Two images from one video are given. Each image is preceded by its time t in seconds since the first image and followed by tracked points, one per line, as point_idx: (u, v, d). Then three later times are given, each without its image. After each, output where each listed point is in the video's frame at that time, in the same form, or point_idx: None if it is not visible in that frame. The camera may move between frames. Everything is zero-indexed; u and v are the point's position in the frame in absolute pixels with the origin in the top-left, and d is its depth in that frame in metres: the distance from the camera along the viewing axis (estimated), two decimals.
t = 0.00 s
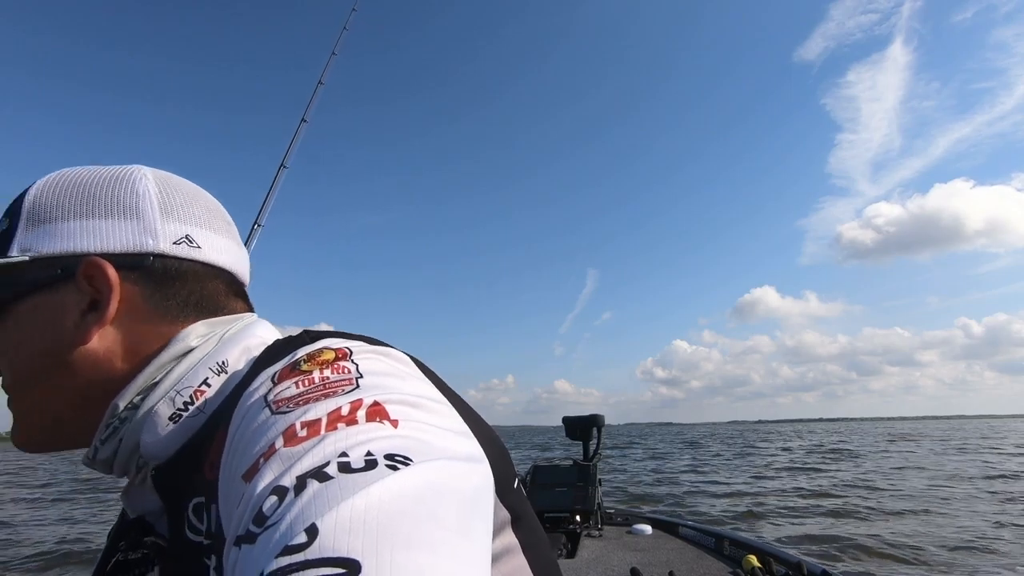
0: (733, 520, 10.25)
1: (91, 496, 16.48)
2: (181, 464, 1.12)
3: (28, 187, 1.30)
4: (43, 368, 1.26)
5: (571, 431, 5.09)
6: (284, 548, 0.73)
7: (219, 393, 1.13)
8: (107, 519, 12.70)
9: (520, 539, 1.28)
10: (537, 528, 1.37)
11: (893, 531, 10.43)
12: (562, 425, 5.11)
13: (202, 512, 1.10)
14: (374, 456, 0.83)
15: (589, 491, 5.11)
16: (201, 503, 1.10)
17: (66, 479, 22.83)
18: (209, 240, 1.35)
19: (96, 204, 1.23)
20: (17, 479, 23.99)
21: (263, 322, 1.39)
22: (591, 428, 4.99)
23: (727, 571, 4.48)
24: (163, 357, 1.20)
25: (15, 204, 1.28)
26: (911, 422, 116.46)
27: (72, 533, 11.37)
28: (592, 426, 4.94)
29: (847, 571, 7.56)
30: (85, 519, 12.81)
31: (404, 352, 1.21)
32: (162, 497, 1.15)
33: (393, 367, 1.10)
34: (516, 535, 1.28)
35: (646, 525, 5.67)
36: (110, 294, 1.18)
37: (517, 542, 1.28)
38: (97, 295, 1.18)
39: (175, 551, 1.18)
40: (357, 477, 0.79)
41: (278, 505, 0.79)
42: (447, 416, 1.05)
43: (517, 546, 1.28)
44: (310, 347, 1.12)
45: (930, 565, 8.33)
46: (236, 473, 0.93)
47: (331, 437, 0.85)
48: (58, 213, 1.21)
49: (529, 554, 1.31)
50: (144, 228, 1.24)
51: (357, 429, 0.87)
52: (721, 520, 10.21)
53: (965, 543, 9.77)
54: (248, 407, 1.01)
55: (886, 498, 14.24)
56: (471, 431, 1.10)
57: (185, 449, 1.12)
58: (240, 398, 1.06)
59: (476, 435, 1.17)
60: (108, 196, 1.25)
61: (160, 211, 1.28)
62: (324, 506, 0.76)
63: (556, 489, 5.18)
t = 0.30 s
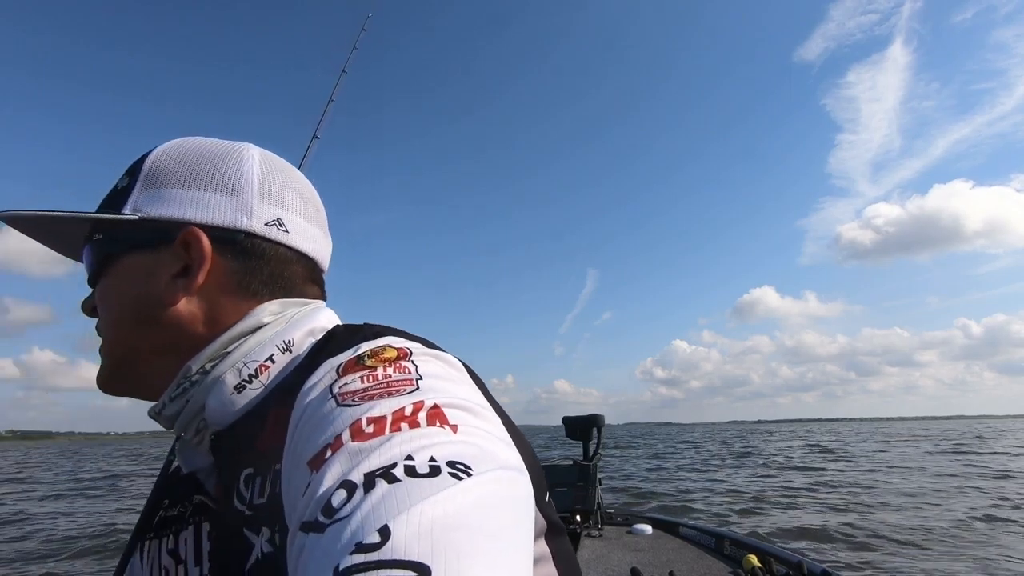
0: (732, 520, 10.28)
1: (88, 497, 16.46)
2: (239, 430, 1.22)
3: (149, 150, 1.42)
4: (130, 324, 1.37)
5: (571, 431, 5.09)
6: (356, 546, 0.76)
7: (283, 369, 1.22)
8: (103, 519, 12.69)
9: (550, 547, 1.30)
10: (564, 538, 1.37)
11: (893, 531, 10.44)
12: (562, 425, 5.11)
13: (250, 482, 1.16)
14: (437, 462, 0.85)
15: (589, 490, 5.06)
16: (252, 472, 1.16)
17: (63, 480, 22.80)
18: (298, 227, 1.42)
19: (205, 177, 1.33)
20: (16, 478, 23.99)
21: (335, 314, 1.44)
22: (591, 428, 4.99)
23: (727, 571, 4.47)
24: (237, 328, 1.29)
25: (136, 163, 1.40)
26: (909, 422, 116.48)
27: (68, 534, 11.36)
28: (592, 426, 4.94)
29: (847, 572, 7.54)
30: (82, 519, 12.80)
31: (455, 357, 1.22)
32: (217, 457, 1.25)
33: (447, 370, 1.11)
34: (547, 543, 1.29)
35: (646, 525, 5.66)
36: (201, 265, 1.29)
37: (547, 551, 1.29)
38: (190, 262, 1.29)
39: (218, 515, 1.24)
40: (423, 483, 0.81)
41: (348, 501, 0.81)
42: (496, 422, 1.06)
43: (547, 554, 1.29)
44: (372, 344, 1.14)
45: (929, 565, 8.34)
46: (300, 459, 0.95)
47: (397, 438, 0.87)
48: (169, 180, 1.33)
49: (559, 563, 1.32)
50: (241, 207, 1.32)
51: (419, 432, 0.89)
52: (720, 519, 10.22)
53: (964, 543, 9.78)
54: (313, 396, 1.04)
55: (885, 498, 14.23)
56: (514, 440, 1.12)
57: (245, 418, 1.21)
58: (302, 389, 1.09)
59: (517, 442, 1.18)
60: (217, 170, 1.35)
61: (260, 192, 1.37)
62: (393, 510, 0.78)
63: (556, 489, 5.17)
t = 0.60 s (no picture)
0: (732, 520, 10.25)
1: (84, 497, 16.34)
2: (250, 420, 1.21)
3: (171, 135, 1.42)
4: (145, 308, 1.36)
5: (571, 431, 5.08)
6: (393, 545, 0.75)
7: (296, 360, 1.23)
8: (100, 520, 12.60)
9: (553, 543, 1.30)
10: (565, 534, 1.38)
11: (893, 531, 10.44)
12: (562, 424, 5.11)
13: (257, 470, 1.16)
14: (464, 458, 0.86)
15: (589, 490, 5.07)
16: (259, 462, 1.16)
17: (60, 480, 22.64)
18: (317, 221, 1.44)
19: (228, 165, 1.34)
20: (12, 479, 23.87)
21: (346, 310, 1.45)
22: (591, 428, 4.99)
23: (727, 571, 4.47)
24: (252, 317, 1.28)
25: (157, 148, 1.41)
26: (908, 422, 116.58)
27: (65, 535, 11.29)
28: (592, 426, 4.94)
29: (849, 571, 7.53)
30: (79, 520, 12.71)
31: (466, 350, 1.23)
32: (222, 447, 1.25)
33: (461, 362, 1.12)
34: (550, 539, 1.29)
35: (646, 525, 5.66)
36: (223, 253, 1.29)
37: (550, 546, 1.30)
38: (212, 250, 1.29)
39: (218, 505, 1.23)
40: (454, 479, 0.81)
41: (378, 495, 0.81)
42: (507, 415, 1.08)
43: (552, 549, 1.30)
44: (387, 334, 1.15)
45: (930, 564, 8.33)
46: (321, 448, 0.94)
47: (423, 432, 0.88)
48: (194, 168, 1.33)
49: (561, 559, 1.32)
50: (264, 199, 1.34)
51: (444, 425, 0.90)
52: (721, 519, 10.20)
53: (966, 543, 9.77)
54: (332, 383, 1.04)
55: (885, 498, 14.24)
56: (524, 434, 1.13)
57: (255, 408, 1.22)
58: (320, 375, 1.09)
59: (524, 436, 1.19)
60: (240, 161, 1.36)
61: (283, 185, 1.39)
62: (426, 506, 0.78)
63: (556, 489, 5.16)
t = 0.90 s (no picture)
0: (730, 519, 10.28)
1: (88, 497, 16.41)
2: (221, 432, 1.22)
3: (136, 136, 1.38)
4: (117, 318, 1.34)
5: (571, 431, 5.08)
6: (336, 548, 0.75)
7: (266, 367, 1.23)
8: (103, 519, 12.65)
9: (535, 545, 1.29)
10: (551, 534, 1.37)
11: (892, 531, 10.45)
12: (562, 425, 5.11)
13: (227, 482, 1.17)
14: (417, 456, 0.85)
15: (589, 491, 5.07)
16: (230, 473, 1.17)
17: (63, 480, 22.71)
18: (293, 225, 1.45)
19: (203, 171, 1.33)
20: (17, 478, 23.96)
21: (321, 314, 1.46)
22: (590, 428, 4.99)
23: (727, 571, 4.47)
24: (223, 325, 1.28)
25: (122, 151, 1.37)
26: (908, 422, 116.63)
27: (70, 534, 11.35)
28: (592, 426, 4.94)
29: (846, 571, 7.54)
30: (83, 519, 12.77)
31: (437, 352, 1.22)
32: (195, 459, 1.25)
33: (427, 362, 1.11)
34: (531, 541, 1.28)
35: (646, 525, 5.67)
36: (196, 262, 1.28)
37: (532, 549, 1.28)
38: (187, 258, 1.29)
39: (194, 517, 1.24)
40: (403, 479, 0.81)
41: (326, 499, 0.81)
42: (477, 413, 1.06)
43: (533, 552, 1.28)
44: (352, 338, 1.14)
45: (928, 565, 8.32)
46: (279, 456, 0.95)
47: (375, 433, 0.87)
48: (166, 173, 1.31)
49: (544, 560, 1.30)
50: (242, 205, 1.33)
51: (399, 424, 0.89)
52: (720, 519, 10.21)
53: (964, 543, 9.79)
54: (291, 390, 1.04)
55: (884, 498, 14.24)
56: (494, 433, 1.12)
57: (224, 418, 1.22)
58: (281, 381, 1.10)
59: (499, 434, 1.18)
60: (216, 165, 1.35)
61: (258, 189, 1.38)
62: (372, 507, 0.78)
63: (556, 489, 5.15)
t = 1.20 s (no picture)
0: (731, 519, 10.29)
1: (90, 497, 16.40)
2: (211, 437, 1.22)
3: (115, 141, 1.38)
4: (99, 324, 1.33)
5: (570, 432, 5.09)
6: (333, 551, 0.75)
7: (255, 371, 1.24)
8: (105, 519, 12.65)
9: (528, 543, 1.29)
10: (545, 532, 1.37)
11: (891, 530, 10.49)
12: (562, 425, 5.12)
13: (217, 487, 1.16)
14: (412, 458, 0.85)
15: (589, 491, 5.07)
16: (220, 478, 1.16)
17: (64, 480, 22.68)
18: (278, 229, 1.45)
19: (187, 176, 1.33)
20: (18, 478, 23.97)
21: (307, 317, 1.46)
22: (590, 428, 4.99)
23: (727, 571, 4.47)
24: (208, 331, 1.28)
25: (102, 156, 1.36)
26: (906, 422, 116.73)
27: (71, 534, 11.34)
28: (592, 426, 4.94)
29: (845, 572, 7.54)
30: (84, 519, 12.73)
31: (428, 353, 1.22)
32: (186, 464, 1.25)
33: (418, 363, 1.11)
34: (524, 540, 1.29)
35: (646, 526, 5.67)
36: (182, 268, 1.28)
37: (524, 547, 1.29)
38: (170, 263, 1.28)
39: (186, 523, 1.24)
40: (398, 481, 0.81)
41: (320, 503, 0.81)
42: (469, 414, 1.06)
43: (525, 550, 1.29)
44: (343, 339, 1.14)
45: (928, 565, 8.32)
46: (269, 460, 0.94)
47: (369, 435, 0.87)
48: (148, 177, 1.31)
49: (537, 559, 1.31)
50: (225, 209, 1.34)
51: (392, 426, 0.89)
52: (721, 519, 10.22)
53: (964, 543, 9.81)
54: (281, 393, 1.04)
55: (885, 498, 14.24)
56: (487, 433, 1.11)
57: (215, 422, 1.22)
58: (271, 384, 1.10)
59: (490, 432, 1.18)
60: (198, 169, 1.35)
61: (242, 193, 1.39)
62: (368, 511, 0.78)
63: (556, 490, 5.15)
